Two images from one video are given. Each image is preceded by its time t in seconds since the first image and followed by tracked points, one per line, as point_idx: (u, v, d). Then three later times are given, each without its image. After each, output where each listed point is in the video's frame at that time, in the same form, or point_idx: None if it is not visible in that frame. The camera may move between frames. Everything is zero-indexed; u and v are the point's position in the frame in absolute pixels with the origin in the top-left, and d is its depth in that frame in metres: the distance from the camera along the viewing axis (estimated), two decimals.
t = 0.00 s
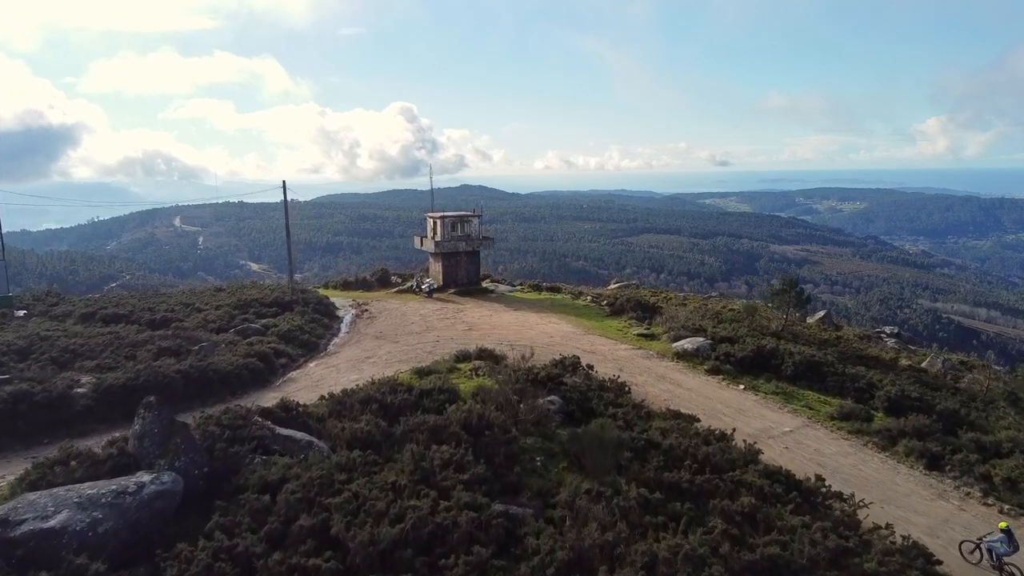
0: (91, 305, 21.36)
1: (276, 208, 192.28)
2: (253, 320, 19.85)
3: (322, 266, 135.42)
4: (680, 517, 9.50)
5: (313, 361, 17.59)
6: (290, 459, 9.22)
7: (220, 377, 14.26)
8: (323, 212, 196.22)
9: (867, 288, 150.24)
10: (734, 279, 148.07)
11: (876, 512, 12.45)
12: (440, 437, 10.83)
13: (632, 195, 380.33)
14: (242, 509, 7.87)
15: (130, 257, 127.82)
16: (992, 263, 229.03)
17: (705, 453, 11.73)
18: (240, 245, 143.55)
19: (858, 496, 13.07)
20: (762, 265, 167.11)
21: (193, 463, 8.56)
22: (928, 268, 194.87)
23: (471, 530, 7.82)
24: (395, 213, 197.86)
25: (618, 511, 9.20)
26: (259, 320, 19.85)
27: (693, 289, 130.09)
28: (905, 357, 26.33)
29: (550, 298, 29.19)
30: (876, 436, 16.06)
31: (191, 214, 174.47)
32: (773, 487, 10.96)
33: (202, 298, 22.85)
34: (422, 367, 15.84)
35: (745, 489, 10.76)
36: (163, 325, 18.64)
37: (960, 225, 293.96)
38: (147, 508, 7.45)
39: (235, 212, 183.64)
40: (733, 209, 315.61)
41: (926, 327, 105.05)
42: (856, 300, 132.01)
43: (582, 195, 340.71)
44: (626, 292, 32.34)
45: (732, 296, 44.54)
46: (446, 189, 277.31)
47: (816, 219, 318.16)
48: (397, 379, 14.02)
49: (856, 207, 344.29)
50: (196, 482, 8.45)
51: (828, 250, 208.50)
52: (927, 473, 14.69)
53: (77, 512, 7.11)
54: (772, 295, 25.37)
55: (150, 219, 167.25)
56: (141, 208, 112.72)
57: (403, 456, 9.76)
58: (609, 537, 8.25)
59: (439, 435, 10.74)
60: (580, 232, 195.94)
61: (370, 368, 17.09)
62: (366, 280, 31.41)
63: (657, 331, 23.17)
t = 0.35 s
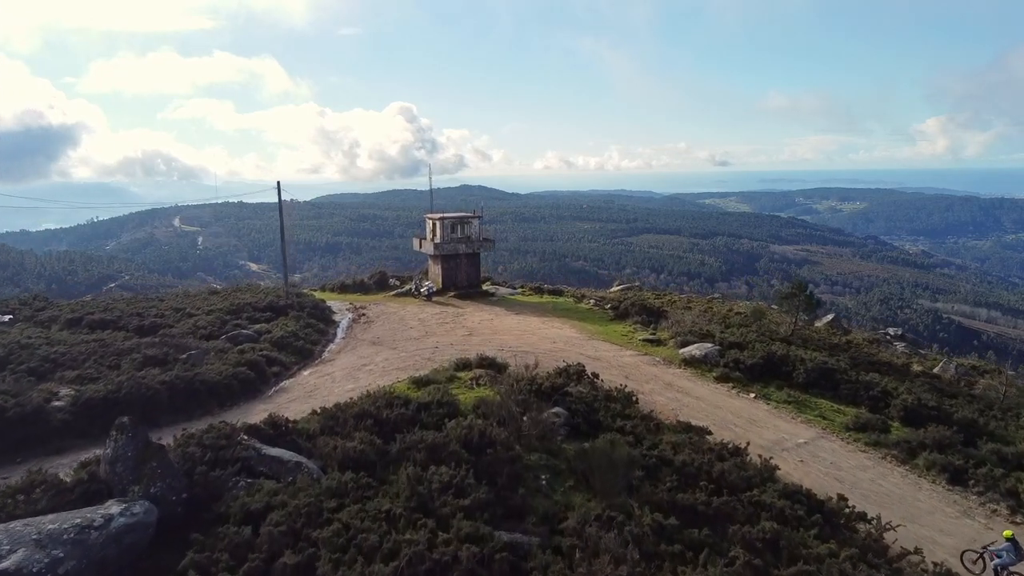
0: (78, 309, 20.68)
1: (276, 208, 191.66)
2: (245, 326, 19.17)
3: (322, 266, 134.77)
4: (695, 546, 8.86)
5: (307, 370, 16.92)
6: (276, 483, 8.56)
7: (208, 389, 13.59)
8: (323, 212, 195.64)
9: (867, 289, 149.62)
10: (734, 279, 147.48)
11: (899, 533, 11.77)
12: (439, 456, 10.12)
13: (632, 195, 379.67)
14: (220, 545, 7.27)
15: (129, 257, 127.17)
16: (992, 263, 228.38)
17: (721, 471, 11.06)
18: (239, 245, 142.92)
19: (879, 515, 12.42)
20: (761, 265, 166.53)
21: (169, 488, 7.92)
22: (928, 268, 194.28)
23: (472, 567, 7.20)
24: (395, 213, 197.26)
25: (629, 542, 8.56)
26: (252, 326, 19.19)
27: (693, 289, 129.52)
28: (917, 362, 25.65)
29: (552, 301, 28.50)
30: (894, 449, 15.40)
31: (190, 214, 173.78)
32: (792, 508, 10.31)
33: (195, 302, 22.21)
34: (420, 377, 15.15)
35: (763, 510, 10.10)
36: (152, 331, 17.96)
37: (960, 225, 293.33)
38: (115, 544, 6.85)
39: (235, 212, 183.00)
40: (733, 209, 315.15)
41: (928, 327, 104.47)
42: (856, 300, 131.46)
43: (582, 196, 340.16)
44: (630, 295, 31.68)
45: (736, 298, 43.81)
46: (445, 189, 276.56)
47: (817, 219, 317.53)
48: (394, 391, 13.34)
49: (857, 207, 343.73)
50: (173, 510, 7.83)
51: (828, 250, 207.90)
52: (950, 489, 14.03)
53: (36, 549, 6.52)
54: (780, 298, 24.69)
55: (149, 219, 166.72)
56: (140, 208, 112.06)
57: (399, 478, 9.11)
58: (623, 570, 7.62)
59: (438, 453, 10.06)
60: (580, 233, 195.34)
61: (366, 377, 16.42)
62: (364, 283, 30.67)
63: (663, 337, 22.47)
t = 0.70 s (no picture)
0: (65, 315, 20.00)
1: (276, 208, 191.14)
2: (237, 333, 18.51)
3: (321, 266, 134.10)
4: None
5: (300, 379, 16.26)
6: (259, 511, 7.92)
7: (194, 402, 12.95)
8: (323, 212, 195.12)
9: (867, 289, 149.00)
10: (734, 279, 146.87)
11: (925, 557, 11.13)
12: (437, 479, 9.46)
13: (632, 195, 379.25)
14: None
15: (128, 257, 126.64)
16: (992, 263, 227.90)
17: (737, 492, 10.40)
18: (239, 245, 142.37)
19: (902, 536, 11.78)
20: (761, 265, 165.87)
21: (140, 521, 7.28)
22: (928, 268, 193.78)
23: None
24: (395, 213, 196.74)
25: None
26: (244, 333, 18.50)
27: (693, 289, 128.87)
28: (929, 368, 24.97)
29: (554, 305, 27.77)
30: (915, 462, 14.73)
31: (189, 214, 173.04)
32: (817, 534, 9.67)
33: (185, 308, 21.54)
34: (418, 388, 14.45)
35: (785, 537, 9.50)
36: (139, 339, 17.29)
37: (959, 225, 292.79)
38: None
39: (234, 212, 182.44)
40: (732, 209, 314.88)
41: (928, 327, 103.92)
42: (856, 300, 130.89)
43: (582, 196, 340.00)
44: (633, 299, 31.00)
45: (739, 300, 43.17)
46: (444, 189, 275.87)
47: (816, 218, 317.09)
48: (390, 405, 12.67)
49: (856, 207, 343.33)
50: (147, 544, 7.20)
51: (828, 250, 207.40)
52: (975, 506, 13.34)
53: None
54: (790, 302, 23.98)
55: (149, 220, 166.18)
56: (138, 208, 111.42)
57: (394, 505, 8.44)
58: None
59: (436, 476, 9.37)
60: (580, 233, 194.84)
61: (362, 387, 15.72)
62: (361, 286, 30.00)
63: (669, 342, 21.77)
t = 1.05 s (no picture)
0: (50, 320, 19.30)
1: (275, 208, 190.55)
2: (228, 341, 17.80)
3: (321, 266, 133.51)
4: None
5: (292, 389, 15.57)
6: (237, 545, 7.26)
7: (178, 416, 12.25)
8: (323, 212, 194.57)
9: (867, 289, 148.34)
10: (733, 279, 146.19)
11: None
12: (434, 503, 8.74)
13: (632, 195, 378.71)
14: None
15: (128, 257, 126.10)
16: (992, 263, 227.26)
17: (756, 517, 9.82)
18: (238, 245, 141.85)
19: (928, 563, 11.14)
20: (761, 265, 165.19)
21: (105, 560, 6.68)
22: (928, 268, 193.22)
23: None
24: (394, 214, 196.04)
25: None
26: (234, 342, 17.80)
27: (692, 289, 128.19)
28: (941, 373, 24.32)
29: (556, 309, 27.08)
30: (937, 478, 14.05)
31: (189, 214, 172.48)
32: (843, 563, 9.08)
33: (175, 313, 20.84)
34: (416, 400, 13.76)
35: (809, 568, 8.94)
36: (125, 347, 16.60)
37: (959, 225, 292.20)
38: None
39: (234, 212, 181.89)
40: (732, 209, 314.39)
41: (929, 328, 103.27)
42: (856, 300, 130.21)
43: (582, 196, 339.37)
44: (637, 302, 30.30)
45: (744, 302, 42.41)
46: (444, 189, 275.19)
47: (816, 218, 316.53)
48: (385, 421, 11.97)
49: (856, 207, 342.95)
50: None
51: (828, 250, 206.80)
52: (1003, 526, 12.64)
53: None
54: (799, 306, 23.31)
55: (148, 220, 165.67)
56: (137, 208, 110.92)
57: (389, 536, 7.80)
58: None
59: (433, 501, 8.68)
60: (579, 233, 194.20)
61: (357, 398, 15.04)
62: (358, 288, 29.30)
63: (675, 348, 21.06)
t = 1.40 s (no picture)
0: (35, 326, 18.62)
1: (275, 209, 190.01)
2: (218, 349, 17.12)
3: (320, 266, 132.86)
4: None
5: (284, 400, 14.89)
6: None
7: (161, 432, 11.56)
8: (322, 212, 193.98)
9: (868, 289, 147.62)
10: (733, 279, 145.47)
11: None
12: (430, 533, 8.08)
13: (632, 195, 378.23)
14: None
15: (127, 257, 125.52)
16: (992, 263, 226.57)
17: (777, 545, 9.18)
18: (237, 245, 141.28)
19: None
20: (761, 265, 164.48)
21: None
22: (929, 268, 192.59)
23: None
24: (394, 213, 195.51)
25: None
26: (225, 349, 17.10)
27: (692, 289, 127.51)
28: (954, 380, 23.63)
29: (559, 313, 26.38)
30: (962, 495, 13.35)
31: (188, 214, 171.78)
32: None
33: (164, 319, 20.16)
34: (413, 413, 13.07)
35: None
36: (109, 355, 15.91)
37: (959, 225, 291.48)
38: None
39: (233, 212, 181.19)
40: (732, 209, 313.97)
41: (931, 328, 102.60)
42: (856, 300, 129.56)
43: (581, 195, 339.01)
44: (640, 306, 29.59)
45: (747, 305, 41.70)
46: (444, 189, 274.38)
47: (816, 218, 315.90)
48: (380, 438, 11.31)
49: (856, 207, 342.15)
50: None
51: (828, 250, 206.20)
52: None
53: None
54: (810, 310, 22.60)
55: (147, 221, 165.15)
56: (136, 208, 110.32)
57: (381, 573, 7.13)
58: None
59: (431, 531, 8.00)
60: (579, 233, 193.59)
61: (352, 409, 14.35)
62: (355, 292, 28.58)
63: (682, 355, 20.37)
